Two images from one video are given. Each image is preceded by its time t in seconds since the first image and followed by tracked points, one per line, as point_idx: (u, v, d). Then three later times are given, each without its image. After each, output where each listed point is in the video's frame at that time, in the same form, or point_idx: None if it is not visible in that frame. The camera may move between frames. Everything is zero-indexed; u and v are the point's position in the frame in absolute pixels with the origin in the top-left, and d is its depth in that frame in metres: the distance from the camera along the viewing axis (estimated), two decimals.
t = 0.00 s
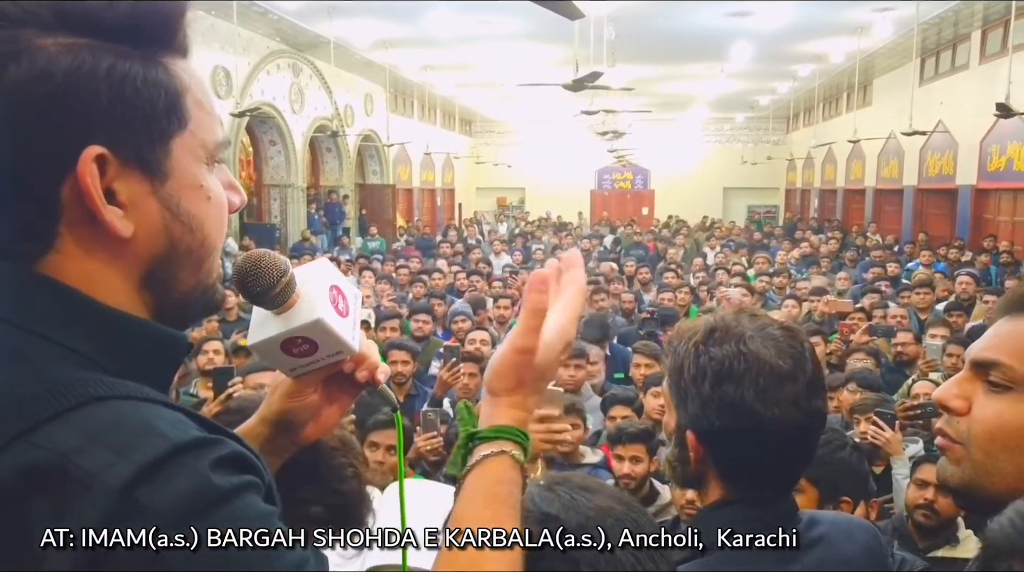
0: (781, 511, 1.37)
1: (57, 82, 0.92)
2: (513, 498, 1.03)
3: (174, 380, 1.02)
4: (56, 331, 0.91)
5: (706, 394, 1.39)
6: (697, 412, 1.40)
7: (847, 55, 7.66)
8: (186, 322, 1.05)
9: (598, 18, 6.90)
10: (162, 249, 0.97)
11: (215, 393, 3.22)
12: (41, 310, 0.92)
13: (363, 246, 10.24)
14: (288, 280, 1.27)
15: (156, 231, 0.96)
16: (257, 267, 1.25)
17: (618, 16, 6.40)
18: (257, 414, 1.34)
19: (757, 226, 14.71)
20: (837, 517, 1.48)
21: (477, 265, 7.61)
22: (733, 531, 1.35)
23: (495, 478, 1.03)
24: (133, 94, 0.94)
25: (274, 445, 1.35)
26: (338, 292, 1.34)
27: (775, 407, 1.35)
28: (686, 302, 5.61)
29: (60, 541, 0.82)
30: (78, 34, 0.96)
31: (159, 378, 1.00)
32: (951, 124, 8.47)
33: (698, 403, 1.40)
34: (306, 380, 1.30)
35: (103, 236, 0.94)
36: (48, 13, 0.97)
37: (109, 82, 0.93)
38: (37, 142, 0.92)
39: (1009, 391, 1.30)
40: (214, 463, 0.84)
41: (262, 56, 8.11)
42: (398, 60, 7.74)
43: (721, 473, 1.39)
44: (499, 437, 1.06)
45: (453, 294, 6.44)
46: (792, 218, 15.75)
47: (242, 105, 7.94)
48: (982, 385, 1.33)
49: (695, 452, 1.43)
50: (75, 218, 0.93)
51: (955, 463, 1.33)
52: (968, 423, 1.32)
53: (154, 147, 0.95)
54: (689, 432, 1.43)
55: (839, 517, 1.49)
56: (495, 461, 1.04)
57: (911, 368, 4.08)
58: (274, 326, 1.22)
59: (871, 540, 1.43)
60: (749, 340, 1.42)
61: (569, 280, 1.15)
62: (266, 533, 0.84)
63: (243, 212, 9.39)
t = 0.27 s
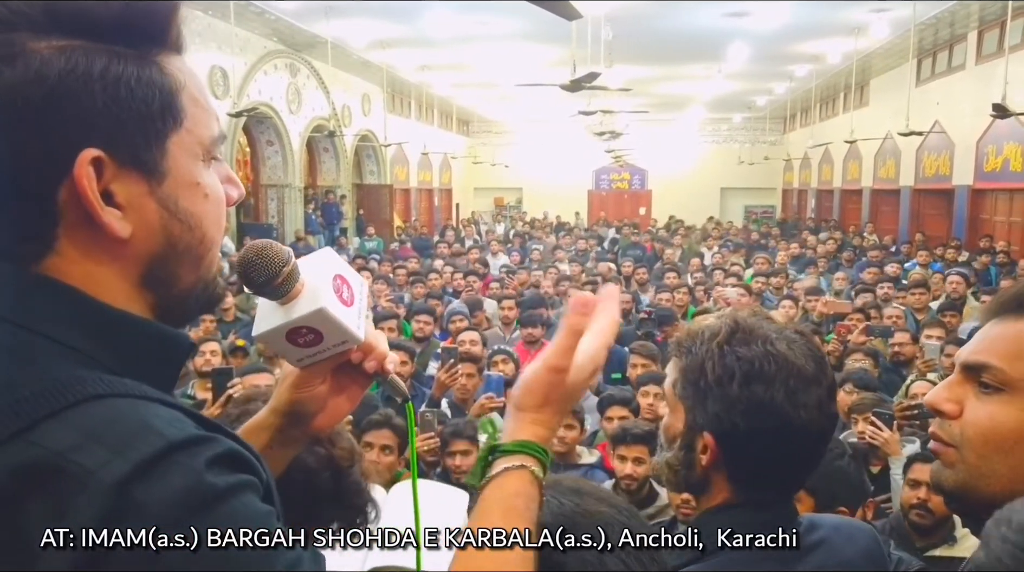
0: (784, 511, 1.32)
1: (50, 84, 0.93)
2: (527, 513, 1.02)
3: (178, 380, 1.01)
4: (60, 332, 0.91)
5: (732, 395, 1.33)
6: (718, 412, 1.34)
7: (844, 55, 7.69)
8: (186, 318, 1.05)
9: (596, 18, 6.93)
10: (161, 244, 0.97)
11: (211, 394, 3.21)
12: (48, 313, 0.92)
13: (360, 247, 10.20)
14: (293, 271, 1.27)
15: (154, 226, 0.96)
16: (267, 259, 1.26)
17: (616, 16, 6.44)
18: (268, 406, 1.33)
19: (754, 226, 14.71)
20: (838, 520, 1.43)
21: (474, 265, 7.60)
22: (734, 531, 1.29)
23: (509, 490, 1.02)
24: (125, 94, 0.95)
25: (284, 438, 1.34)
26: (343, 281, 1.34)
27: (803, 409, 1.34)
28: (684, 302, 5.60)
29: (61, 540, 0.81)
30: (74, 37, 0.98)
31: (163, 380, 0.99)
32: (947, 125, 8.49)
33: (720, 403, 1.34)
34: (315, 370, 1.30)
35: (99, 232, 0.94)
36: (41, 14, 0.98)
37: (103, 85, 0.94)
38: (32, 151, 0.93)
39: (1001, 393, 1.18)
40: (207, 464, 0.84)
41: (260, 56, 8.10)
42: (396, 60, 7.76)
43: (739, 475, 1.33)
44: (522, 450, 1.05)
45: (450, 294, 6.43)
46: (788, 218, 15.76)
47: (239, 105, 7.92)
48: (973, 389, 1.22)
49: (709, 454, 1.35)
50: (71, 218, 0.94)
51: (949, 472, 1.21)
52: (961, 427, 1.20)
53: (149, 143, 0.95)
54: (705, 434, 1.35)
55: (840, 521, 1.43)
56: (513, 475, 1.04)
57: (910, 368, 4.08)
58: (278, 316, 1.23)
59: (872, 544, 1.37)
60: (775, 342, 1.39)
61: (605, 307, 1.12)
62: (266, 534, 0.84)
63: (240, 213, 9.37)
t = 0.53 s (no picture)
0: (780, 512, 1.29)
1: (40, 77, 0.88)
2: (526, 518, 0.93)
3: (178, 380, 0.98)
4: (58, 332, 0.88)
5: (711, 400, 1.31)
6: (700, 417, 1.32)
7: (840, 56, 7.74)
8: (180, 314, 1.00)
9: (593, 18, 6.99)
10: (158, 239, 0.93)
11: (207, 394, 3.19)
12: (45, 313, 0.88)
13: (358, 247, 10.16)
14: (288, 262, 1.22)
15: (148, 219, 0.92)
16: (252, 251, 1.21)
17: (613, 16, 6.52)
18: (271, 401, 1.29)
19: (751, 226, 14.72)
20: (834, 519, 1.39)
21: (471, 266, 7.58)
22: (734, 530, 1.26)
23: (510, 497, 0.95)
24: (113, 87, 0.90)
25: (288, 433, 1.29)
26: (342, 273, 1.29)
27: (783, 413, 1.30)
28: (681, 303, 5.60)
29: (60, 540, 0.78)
30: (63, 30, 0.92)
31: (161, 381, 0.96)
32: (942, 125, 8.53)
33: (701, 408, 1.32)
34: (316, 362, 1.27)
35: (93, 227, 0.90)
36: (29, 10, 0.92)
37: (93, 76, 0.89)
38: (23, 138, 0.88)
39: (993, 392, 1.16)
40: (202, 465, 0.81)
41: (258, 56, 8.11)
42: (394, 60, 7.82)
43: (724, 479, 1.31)
44: (524, 454, 0.98)
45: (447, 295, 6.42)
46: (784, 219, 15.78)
47: (237, 105, 7.91)
48: (965, 388, 1.19)
49: (696, 456, 1.34)
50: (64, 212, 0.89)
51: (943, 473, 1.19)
52: (953, 429, 1.18)
53: (141, 135, 0.90)
54: (691, 437, 1.34)
55: (838, 521, 1.40)
56: (514, 480, 0.96)
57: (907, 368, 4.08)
58: (275, 310, 1.19)
59: (869, 544, 1.34)
60: (755, 345, 1.35)
61: (610, 320, 1.09)
62: (266, 533, 0.81)
63: (237, 213, 9.33)
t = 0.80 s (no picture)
0: (768, 508, 1.29)
1: (47, 79, 0.81)
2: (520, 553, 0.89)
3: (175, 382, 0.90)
4: (50, 328, 0.80)
5: (708, 396, 1.31)
6: (696, 414, 1.31)
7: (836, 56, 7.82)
8: (182, 316, 0.92)
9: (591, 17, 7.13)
10: (159, 247, 0.85)
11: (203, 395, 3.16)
12: (39, 316, 0.80)
13: (356, 247, 10.09)
14: (288, 262, 1.13)
15: (153, 222, 0.84)
16: (253, 255, 1.10)
17: (611, 15, 6.70)
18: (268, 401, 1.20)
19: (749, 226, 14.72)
20: (824, 515, 1.37)
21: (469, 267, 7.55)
22: (734, 532, 1.25)
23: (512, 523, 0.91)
24: (120, 93, 0.83)
25: (289, 434, 1.20)
26: (340, 274, 1.20)
27: (779, 406, 1.31)
28: (680, 303, 5.59)
29: (59, 540, 0.70)
30: (66, 29, 0.85)
31: (159, 383, 0.87)
32: (939, 125, 8.58)
33: (699, 405, 1.31)
34: (314, 365, 1.17)
35: (92, 227, 0.82)
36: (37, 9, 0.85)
37: (102, 74, 0.82)
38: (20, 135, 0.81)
39: (984, 389, 1.16)
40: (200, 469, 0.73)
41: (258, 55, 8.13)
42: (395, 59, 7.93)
43: (717, 474, 1.31)
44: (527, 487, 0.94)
45: (446, 294, 6.41)
46: (782, 220, 15.79)
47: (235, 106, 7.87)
48: (955, 385, 1.19)
49: (689, 454, 1.33)
50: (61, 211, 0.82)
51: (934, 467, 1.18)
52: (944, 425, 1.17)
53: (148, 141, 0.84)
54: (687, 434, 1.33)
55: (826, 517, 1.37)
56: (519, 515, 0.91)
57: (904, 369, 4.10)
58: (275, 311, 1.10)
59: (858, 541, 1.31)
60: (750, 341, 1.36)
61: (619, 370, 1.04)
62: (264, 533, 0.75)
63: (235, 214, 9.27)
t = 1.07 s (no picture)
0: (763, 503, 1.29)
1: (101, 97, 0.80)
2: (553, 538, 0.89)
3: (171, 390, 0.90)
4: (59, 340, 0.81)
5: (698, 391, 1.31)
6: (687, 411, 1.32)
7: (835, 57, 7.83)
8: (187, 332, 0.94)
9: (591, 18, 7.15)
10: (179, 265, 0.86)
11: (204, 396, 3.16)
12: (44, 325, 0.81)
13: (357, 247, 10.11)
14: (294, 281, 1.13)
15: (179, 240, 0.85)
16: (275, 269, 1.11)
17: (611, 16, 6.72)
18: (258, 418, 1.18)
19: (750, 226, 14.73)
20: (823, 513, 1.36)
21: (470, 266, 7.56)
22: (734, 531, 1.25)
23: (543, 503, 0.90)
24: (165, 118, 0.83)
25: (277, 456, 1.18)
26: (346, 292, 1.20)
27: (768, 399, 1.30)
28: (680, 303, 5.59)
29: (60, 540, 0.72)
30: (110, 41, 0.83)
31: (157, 392, 0.88)
32: (939, 125, 8.58)
33: (689, 401, 1.32)
34: (312, 383, 1.17)
35: (116, 242, 0.83)
36: (83, 11, 0.84)
37: (154, 96, 0.82)
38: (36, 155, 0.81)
39: (986, 386, 1.15)
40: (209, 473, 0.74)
41: (256, 55, 8.14)
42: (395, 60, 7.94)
43: (711, 468, 1.31)
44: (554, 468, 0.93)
45: (446, 294, 6.41)
46: (782, 220, 15.79)
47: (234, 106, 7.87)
48: (954, 381, 1.19)
49: (684, 452, 1.34)
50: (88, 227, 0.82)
51: (935, 465, 1.18)
52: (945, 423, 1.17)
53: (181, 165, 0.84)
54: (679, 431, 1.34)
55: (826, 514, 1.35)
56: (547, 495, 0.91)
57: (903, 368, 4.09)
58: (280, 328, 1.10)
59: (859, 539, 1.30)
60: (737, 336, 1.36)
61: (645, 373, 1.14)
62: (268, 533, 0.74)
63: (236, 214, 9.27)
